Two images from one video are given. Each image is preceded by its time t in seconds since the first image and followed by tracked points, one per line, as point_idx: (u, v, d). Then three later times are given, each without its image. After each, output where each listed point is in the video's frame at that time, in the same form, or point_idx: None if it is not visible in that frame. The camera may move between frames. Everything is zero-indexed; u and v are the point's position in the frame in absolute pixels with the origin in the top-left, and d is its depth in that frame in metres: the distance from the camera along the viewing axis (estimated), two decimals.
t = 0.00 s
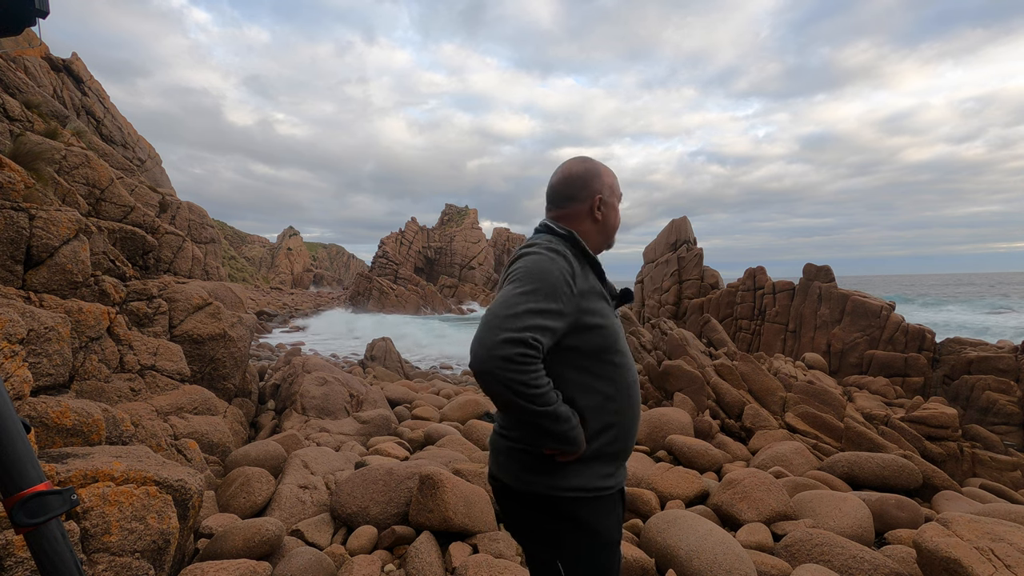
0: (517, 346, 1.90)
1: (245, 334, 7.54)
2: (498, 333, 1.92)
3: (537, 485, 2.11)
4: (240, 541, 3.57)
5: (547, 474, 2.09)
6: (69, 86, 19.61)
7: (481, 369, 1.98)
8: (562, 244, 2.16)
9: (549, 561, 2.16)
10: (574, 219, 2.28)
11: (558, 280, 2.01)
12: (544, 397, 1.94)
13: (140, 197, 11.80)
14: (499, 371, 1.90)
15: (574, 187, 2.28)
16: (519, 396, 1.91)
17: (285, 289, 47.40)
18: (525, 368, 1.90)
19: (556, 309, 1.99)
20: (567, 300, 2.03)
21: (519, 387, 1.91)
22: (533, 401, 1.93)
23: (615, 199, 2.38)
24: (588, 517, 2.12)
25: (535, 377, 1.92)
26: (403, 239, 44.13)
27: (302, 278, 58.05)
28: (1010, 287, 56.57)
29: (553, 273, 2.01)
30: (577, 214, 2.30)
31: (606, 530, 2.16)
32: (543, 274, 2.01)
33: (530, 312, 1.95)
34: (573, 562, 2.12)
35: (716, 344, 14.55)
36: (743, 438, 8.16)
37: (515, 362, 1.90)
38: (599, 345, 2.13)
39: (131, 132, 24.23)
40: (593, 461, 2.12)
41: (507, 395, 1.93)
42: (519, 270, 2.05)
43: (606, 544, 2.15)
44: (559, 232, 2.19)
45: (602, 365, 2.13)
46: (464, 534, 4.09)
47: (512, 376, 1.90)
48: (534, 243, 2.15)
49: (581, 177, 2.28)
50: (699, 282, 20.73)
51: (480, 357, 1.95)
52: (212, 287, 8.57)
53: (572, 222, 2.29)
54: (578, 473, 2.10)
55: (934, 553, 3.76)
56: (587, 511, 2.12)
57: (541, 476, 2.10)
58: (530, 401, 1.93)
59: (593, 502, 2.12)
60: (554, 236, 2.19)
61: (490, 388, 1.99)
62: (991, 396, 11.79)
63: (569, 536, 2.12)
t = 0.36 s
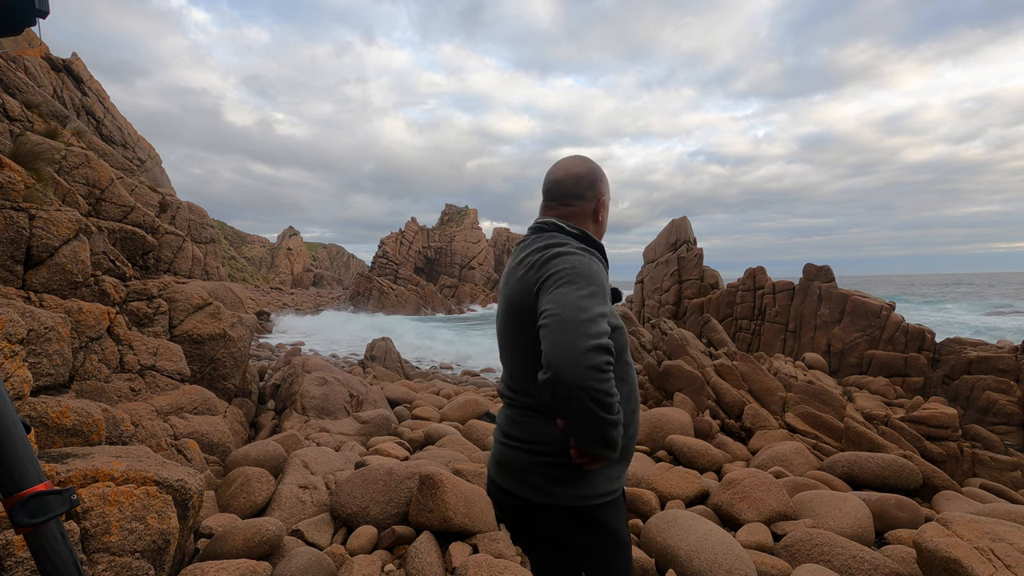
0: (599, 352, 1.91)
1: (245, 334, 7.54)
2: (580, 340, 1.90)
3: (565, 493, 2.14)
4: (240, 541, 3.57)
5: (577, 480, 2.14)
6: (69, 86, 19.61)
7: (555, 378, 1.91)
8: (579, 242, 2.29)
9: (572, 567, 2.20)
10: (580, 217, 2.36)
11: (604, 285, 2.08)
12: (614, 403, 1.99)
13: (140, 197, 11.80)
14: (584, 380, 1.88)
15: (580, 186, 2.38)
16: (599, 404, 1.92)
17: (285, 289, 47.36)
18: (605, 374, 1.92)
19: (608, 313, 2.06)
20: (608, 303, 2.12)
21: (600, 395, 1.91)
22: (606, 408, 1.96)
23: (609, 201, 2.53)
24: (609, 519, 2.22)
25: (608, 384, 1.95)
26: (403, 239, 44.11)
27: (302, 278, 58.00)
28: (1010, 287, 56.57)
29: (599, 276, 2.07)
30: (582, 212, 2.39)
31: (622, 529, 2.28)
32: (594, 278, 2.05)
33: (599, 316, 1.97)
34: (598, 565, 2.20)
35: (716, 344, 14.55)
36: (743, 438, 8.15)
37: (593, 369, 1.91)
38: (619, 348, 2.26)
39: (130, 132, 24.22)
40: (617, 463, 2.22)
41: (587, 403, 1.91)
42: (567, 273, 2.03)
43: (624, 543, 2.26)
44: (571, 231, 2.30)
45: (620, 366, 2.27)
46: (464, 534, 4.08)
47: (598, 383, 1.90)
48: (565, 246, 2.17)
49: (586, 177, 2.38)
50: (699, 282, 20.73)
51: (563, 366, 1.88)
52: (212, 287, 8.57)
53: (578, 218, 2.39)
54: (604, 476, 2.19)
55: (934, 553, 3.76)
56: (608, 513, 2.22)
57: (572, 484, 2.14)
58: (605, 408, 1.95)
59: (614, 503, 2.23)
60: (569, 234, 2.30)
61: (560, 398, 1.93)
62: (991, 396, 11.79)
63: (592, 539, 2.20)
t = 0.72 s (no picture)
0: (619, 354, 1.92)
1: (245, 334, 7.54)
2: (600, 341, 1.90)
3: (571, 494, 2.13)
4: (240, 541, 3.57)
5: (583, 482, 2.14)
6: (69, 85, 19.61)
7: (578, 379, 1.90)
8: (586, 241, 2.33)
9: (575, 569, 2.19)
10: (582, 217, 2.36)
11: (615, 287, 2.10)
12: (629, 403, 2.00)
13: (140, 197, 11.80)
14: (606, 381, 1.88)
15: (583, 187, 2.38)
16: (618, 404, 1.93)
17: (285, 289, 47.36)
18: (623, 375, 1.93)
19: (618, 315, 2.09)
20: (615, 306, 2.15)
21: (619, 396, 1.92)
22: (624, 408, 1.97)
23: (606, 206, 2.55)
24: (614, 520, 2.22)
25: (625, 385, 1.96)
26: (403, 239, 44.10)
27: (302, 279, 57.97)
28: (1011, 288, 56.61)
29: (609, 278, 2.09)
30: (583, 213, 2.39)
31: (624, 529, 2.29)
32: (604, 279, 2.07)
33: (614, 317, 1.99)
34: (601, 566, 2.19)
35: (716, 344, 14.56)
36: (743, 438, 8.16)
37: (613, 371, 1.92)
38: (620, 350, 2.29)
39: (130, 132, 24.21)
40: (621, 464, 2.23)
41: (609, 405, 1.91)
42: (584, 274, 2.04)
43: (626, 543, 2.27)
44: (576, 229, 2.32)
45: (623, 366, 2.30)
46: (464, 534, 4.08)
47: (618, 384, 1.90)
48: (574, 247, 2.19)
49: (588, 178, 2.38)
50: (699, 282, 20.75)
51: (587, 367, 1.88)
52: (212, 287, 8.57)
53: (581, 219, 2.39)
54: (609, 477, 2.19)
55: (934, 553, 3.76)
56: (612, 514, 2.22)
57: (578, 485, 2.13)
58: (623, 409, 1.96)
59: (616, 504, 2.23)
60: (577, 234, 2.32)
61: (580, 399, 1.92)
62: (991, 396, 11.80)
63: (596, 541, 2.18)
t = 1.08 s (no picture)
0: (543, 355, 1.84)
1: (245, 334, 7.54)
2: (520, 342, 1.86)
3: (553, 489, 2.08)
4: (240, 541, 3.57)
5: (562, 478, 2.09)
6: (69, 86, 19.61)
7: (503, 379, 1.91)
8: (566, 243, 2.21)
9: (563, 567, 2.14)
10: (551, 214, 2.29)
11: (571, 287, 1.99)
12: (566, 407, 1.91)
13: (140, 197, 11.80)
14: (525, 382, 1.84)
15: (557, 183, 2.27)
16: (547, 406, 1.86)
17: (285, 289, 47.36)
18: (551, 377, 1.85)
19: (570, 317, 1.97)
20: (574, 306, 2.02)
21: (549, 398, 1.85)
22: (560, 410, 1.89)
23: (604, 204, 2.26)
24: (599, 522, 2.14)
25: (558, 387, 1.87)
26: (403, 239, 44.10)
27: (302, 279, 57.91)
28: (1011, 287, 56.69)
29: (561, 278, 1.99)
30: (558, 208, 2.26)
31: (613, 531, 2.21)
32: (557, 279, 1.98)
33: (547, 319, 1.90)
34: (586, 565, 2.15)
35: (716, 344, 14.55)
36: (743, 438, 8.16)
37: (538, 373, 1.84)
38: (604, 350, 2.15)
39: (130, 132, 24.22)
40: (603, 464, 2.15)
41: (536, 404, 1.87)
42: (531, 276, 2.00)
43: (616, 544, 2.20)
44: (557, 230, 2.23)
45: (609, 368, 2.16)
46: (464, 534, 4.08)
47: (541, 386, 1.84)
48: (538, 247, 2.12)
49: (559, 173, 2.29)
50: (699, 282, 20.75)
51: (506, 367, 1.87)
52: (212, 287, 8.57)
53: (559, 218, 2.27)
54: (590, 476, 2.12)
55: (934, 553, 3.76)
56: (599, 514, 2.15)
57: (556, 481, 2.08)
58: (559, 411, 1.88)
59: (604, 506, 2.15)
60: (555, 235, 2.21)
61: (510, 399, 1.92)
62: (991, 396, 11.79)
63: (580, 540, 2.13)
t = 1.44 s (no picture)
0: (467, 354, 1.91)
1: (246, 334, 7.55)
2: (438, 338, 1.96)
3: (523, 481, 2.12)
4: (240, 541, 3.57)
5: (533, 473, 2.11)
6: (69, 86, 19.62)
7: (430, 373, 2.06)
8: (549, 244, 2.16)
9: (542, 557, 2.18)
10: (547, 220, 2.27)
11: (514, 291, 1.99)
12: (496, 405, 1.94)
13: (140, 197, 11.81)
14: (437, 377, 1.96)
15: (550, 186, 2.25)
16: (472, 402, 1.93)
17: (285, 289, 47.35)
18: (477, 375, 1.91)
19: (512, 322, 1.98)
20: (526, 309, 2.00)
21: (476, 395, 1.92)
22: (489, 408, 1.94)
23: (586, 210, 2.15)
24: (568, 516, 2.13)
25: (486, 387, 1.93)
26: (403, 239, 44.12)
27: (302, 279, 57.89)
28: (1011, 288, 56.79)
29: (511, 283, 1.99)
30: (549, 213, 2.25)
31: (591, 534, 2.17)
32: (500, 284, 2.00)
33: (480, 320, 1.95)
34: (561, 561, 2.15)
35: (716, 344, 14.56)
36: (743, 438, 8.15)
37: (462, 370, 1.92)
38: (576, 353, 2.09)
39: (130, 132, 24.23)
40: (570, 463, 2.11)
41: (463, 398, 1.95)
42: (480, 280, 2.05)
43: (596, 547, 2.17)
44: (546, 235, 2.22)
45: (579, 370, 2.08)
46: (464, 534, 4.08)
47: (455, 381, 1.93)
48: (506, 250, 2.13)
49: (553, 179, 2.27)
50: (699, 282, 20.75)
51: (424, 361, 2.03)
52: (212, 287, 8.57)
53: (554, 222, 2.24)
54: (553, 473, 2.10)
55: (934, 553, 3.76)
56: (574, 514, 2.13)
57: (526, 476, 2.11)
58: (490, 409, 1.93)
59: (574, 502, 2.13)
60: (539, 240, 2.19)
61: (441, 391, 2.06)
62: (991, 396, 11.81)
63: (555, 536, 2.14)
